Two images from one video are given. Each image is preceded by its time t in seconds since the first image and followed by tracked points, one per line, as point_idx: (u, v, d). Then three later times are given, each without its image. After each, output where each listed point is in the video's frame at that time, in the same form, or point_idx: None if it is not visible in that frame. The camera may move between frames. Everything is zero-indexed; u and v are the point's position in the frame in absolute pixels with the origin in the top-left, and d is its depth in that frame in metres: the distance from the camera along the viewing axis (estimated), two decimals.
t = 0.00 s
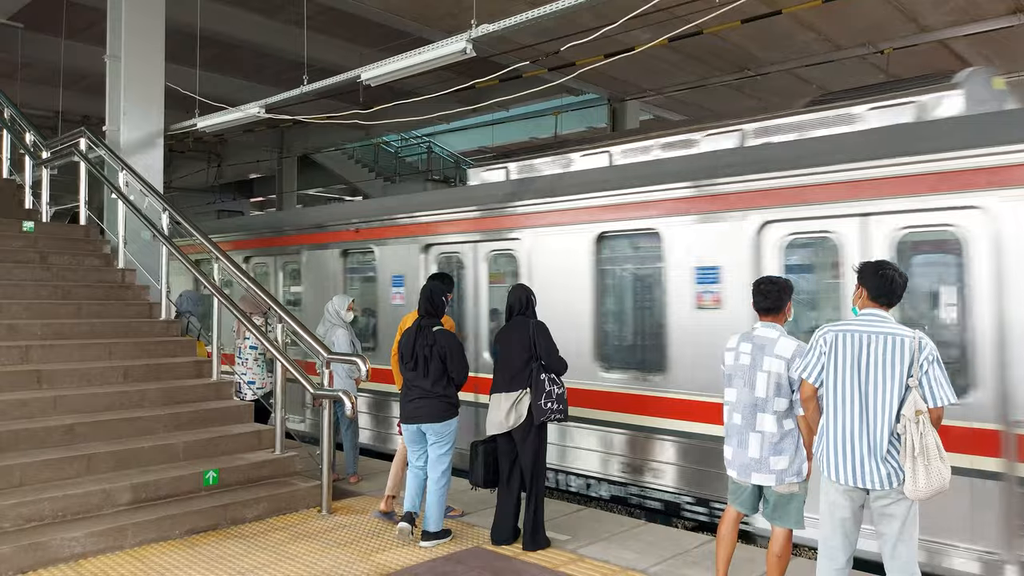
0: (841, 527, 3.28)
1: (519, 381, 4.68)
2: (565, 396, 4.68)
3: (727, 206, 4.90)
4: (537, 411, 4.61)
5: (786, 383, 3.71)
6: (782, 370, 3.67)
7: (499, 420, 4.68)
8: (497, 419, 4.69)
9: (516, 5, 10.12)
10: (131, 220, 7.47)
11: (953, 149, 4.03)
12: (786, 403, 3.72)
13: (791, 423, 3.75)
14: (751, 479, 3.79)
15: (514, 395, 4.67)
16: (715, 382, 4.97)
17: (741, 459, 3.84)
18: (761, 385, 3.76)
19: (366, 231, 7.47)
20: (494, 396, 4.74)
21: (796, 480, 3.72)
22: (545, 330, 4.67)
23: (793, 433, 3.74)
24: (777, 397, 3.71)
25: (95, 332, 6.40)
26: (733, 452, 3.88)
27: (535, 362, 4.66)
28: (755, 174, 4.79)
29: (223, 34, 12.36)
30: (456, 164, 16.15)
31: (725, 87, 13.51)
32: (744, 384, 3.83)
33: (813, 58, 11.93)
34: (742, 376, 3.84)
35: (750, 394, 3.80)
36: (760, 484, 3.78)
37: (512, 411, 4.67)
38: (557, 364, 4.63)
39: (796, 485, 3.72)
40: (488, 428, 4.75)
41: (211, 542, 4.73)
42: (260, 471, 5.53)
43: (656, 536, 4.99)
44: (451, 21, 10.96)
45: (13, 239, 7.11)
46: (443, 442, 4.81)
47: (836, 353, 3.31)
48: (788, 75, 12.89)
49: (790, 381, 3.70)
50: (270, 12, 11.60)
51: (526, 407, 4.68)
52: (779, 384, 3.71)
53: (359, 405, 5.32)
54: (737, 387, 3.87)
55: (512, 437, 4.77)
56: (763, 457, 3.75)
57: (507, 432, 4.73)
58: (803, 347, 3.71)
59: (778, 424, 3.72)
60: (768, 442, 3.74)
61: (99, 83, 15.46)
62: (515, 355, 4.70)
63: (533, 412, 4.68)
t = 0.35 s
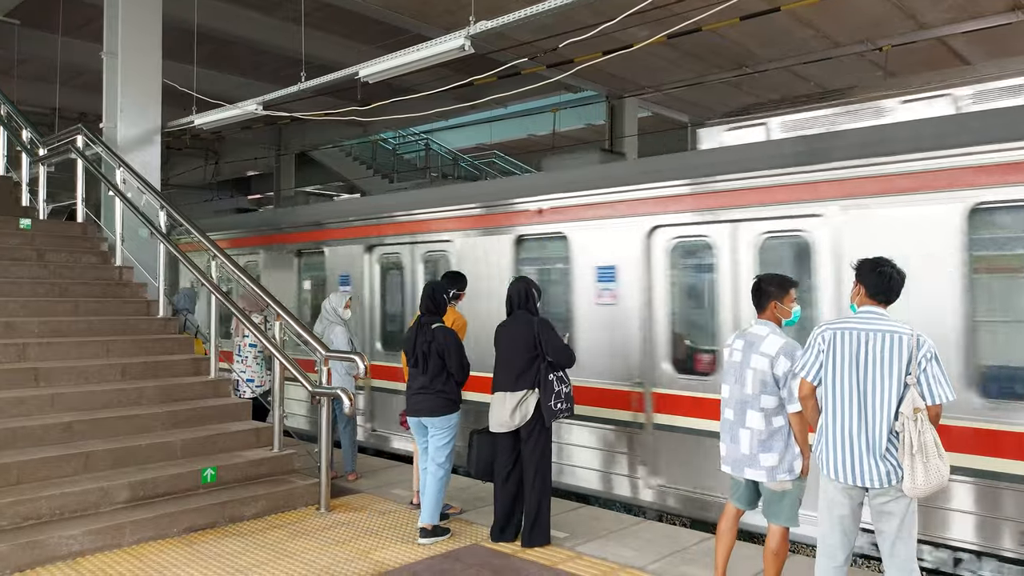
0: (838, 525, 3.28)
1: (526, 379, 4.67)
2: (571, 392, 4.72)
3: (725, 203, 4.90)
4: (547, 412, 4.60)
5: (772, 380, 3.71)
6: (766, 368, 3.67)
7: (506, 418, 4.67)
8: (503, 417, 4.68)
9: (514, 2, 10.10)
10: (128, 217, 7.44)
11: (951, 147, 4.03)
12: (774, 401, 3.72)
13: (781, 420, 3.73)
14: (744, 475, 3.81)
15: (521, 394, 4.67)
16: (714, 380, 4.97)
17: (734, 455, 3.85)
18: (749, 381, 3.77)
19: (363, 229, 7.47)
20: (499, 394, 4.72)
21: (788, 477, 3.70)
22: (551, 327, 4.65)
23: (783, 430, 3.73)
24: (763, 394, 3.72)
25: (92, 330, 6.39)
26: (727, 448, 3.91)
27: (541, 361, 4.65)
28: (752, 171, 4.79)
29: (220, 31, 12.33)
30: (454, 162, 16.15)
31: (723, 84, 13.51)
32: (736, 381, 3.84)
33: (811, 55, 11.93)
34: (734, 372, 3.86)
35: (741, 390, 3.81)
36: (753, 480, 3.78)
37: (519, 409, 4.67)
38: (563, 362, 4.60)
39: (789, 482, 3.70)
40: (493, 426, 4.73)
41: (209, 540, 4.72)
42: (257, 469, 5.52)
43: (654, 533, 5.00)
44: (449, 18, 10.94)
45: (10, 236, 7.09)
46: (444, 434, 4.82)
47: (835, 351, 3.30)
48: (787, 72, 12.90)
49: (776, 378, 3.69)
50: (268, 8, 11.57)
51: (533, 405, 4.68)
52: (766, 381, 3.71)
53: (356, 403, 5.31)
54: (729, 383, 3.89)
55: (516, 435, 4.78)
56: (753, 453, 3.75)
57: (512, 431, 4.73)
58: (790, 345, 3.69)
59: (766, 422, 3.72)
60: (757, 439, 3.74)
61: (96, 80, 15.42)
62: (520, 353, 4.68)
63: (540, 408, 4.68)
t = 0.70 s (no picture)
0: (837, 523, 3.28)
1: (529, 379, 4.67)
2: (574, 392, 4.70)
3: (724, 201, 4.90)
4: (552, 412, 4.60)
5: (767, 377, 3.71)
6: (762, 365, 3.68)
7: (509, 417, 4.68)
8: (506, 417, 4.68)
9: None
10: (126, 214, 7.43)
11: (951, 145, 4.02)
12: (770, 398, 3.72)
13: (776, 418, 3.74)
14: (739, 470, 3.84)
15: (523, 395, 4.67)
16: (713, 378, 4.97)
17: (730, 450, 3.88)
18: (745, 378, 3.77)
19: (362, 226, 7.47)
20: (501, 394, 4.72)
21: (782, 475, 3.71)
22: (551, 326, 4.65)
23: (778, 427, 3.73)
24: (758, 391, 3.72)
25: (91, 328, 6.38)
26: (725, 443, 3.93)
27: (543, 361, 4.66)
28: (752, 169, 4.79)
29: (218, 27, 12.31)
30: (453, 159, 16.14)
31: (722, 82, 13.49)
32: (734, 378, 3.86)
33: (810, 52, 11.91)
34: (732, 369, 3.87)
35: (738, 387, 3.82)
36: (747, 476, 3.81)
37: (522, 409, 4.68)
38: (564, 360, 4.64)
39: (783, 479, 3.72)
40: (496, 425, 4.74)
41: (207, 537, 4.72)
42: (257, 466, 5.52)
43: (653, 530, 5.00)
44: (448, 15, 10.93)
45: (9, 234, 7.08)
46: (447, 431, 5.00)
47: (834, 348, 3.31)
48: (786, 70, 12.88)
49: (771, 376, 3.68)
50: (266, 5, 11.55)
51: (537, 405, 4.70)
52: (761, 379, 3.71)
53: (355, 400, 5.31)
54: (728, 380, 3.90)
55: (519, 434, 4.79)
56: (748, 449, 3.77)
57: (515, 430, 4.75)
58: (786, 342, 3.68)
59: (761, 418, 3.73)
60: (752, 436, 3.75)
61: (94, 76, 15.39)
62: (521, 352, 4.70)
63: (543, 407, 4.70)
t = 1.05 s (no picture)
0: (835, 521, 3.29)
1: (532, 377, 4.69)
2: (576, 390, 4.72)
3: (722, 200, 4.90)
4: (554, 411, 4.63)
5: (762, 371, 3.72)
6: (757, 359, 3.70)
7: (512, 415, 4.69)
8: (509, 414, 4.70)
9: None
10: (126, 212, 7.42)
11: (950, 144, 4.02)
12: (764, 392, 3.73)
13: (770, 412, 3.75)
14: (730, 465, 3.84)
15: (526, 395, 4.70)
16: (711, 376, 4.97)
17: (722, 445, 3.88)
18: (739, 372, 3.78)
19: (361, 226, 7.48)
20: (505, 392, 4.74)
21: (773, 469, 3.71)
22: (555, 325, 4.66)
23: (771, 421, 3.74)
24: (752, 384, 3.73)
25: (90, 326, 6.39)
26: (717, 438, 3.94)
27: (546, 360, 4.67)
28: (752, 168, 4.77)
29: (217, 25, 12.29)
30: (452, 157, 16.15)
31: (721, 80, 13.49)
32: (728, 372, 3.87)
33: (810, 51, 11.91)
34: (726, 363, 3.88)
35: (731, 381, 3.84)
36: (739, 470, 3.81)
37: (525, 407, 4.70)
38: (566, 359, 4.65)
39: (775, 473, 3.72)
40: (500, 423, 4.75)
41: (207, 535, 4.73)
42: (256, 463, 5.53)
43: (652, 528, 5.01)
44: (447, 13, 10.92)
45: (8, 231, 7.08)
46: (456, 427, 5.11)
47: (832, 345, 3.31)
48: (785, 68, 12.89)
49: (766, 369, 3.70)
50: (265, 3, 11.54)
51: (538, 405, 4.71)
52: (755, 373, 3.72)
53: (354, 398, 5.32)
54: (723, 374, 3.91)
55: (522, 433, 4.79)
56: (740, 443, 3.78)
57: (518, 429, 4.75)
58: (780, 337, 3.70)
59: (754, 412, 3.74)
60: (744, 429, 3.77)
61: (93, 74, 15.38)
62: (524, 350, 4.71)
63: (546, 405, 4.71)
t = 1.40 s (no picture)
0: (834, 518, 3.30)
1: (536, 377, 4.71)
2: (579, 390, 4.72)
3: (721, 199, 4.90)
4: (555, 411, 4.63)
5: (748, 362, 3.73)
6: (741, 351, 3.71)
7: (512, 414, 4.70)
8: (512, 413, 4.71)
9: None
10: (124, 210, 7.41)
11: (948, 142, 4.03)
12: (750, 382, 3.75)
13: (755, 403, 3.77)
14: (716, 454, 3.87)
15: (529, 394, 4.70)
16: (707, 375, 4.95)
17: (708, 435, 3.90)
18: (724, 364, 3.80)
19: (360, 224, 7.48)
20: (508, 392, 4.74)
21: (758, 458, 3.74)
22: (558, 323, 4.68)
23: (757, 412, 3.76)
24: (738, 375, 3.74)
25: (89, 324, 6.38)
26: (704, 429, 3.96)
27: (548, 360, 4.68)
28: (751, 166, 4.77)
29: (215, 22, 12.28)
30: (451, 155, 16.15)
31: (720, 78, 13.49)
32: (714, 363, 3.88)
33: (809, 48, 11.90)
34: (713, 354, 3.90)
35: (717, 371, 3.85)
36: (724, 459, 3.84)
37: (528, 408, 4.70)
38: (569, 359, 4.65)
39: (762, 463, 3.75)
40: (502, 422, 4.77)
41: (206, 533, 4.73)
42: (255, 461, 5.53)
43: (652, 526, 5.01)
44: (446, 11, 10.91)
45: (6, 229, 7.07)
46: (473, 420, 5.18)
47: (830, 343, 3.31)
48: (784, 66, 12.89)
49: (751, 361, 3.71)
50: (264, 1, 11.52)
51: (541, 405, 4.72)
52: (741, 364, 3.74)
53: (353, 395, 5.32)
54: (710, 365, 3.93)
55: (525, 433, 4.80)
56: (725, 432, 3.81)
57: (522, 429, 4.75)
58: (767, 329, 3.70)
59: (739, 403, 3.76)
60: (729, 419, 3.79)
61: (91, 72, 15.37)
62: (528, 348, 4.71)
63: (549, 405, 4.71)
